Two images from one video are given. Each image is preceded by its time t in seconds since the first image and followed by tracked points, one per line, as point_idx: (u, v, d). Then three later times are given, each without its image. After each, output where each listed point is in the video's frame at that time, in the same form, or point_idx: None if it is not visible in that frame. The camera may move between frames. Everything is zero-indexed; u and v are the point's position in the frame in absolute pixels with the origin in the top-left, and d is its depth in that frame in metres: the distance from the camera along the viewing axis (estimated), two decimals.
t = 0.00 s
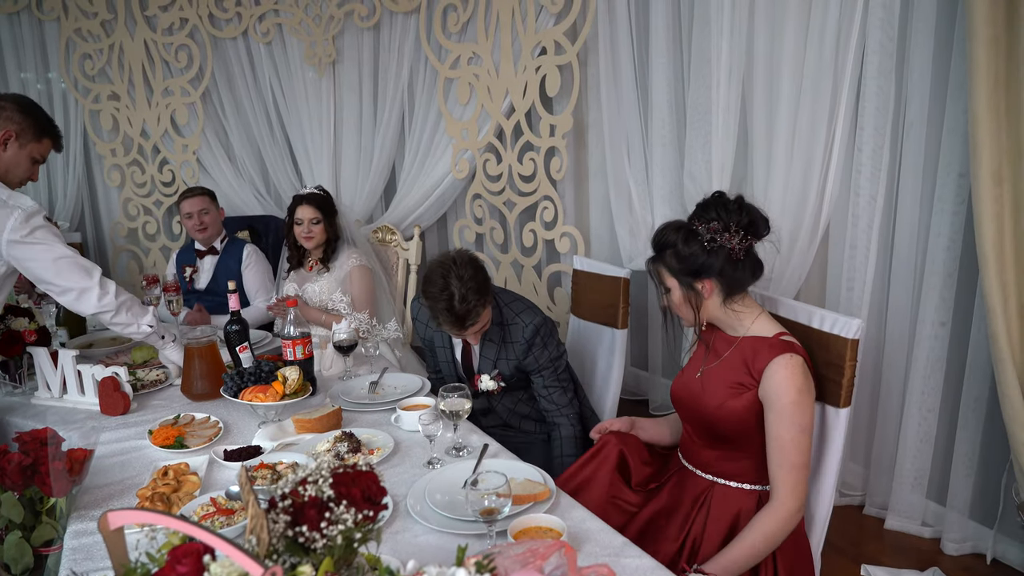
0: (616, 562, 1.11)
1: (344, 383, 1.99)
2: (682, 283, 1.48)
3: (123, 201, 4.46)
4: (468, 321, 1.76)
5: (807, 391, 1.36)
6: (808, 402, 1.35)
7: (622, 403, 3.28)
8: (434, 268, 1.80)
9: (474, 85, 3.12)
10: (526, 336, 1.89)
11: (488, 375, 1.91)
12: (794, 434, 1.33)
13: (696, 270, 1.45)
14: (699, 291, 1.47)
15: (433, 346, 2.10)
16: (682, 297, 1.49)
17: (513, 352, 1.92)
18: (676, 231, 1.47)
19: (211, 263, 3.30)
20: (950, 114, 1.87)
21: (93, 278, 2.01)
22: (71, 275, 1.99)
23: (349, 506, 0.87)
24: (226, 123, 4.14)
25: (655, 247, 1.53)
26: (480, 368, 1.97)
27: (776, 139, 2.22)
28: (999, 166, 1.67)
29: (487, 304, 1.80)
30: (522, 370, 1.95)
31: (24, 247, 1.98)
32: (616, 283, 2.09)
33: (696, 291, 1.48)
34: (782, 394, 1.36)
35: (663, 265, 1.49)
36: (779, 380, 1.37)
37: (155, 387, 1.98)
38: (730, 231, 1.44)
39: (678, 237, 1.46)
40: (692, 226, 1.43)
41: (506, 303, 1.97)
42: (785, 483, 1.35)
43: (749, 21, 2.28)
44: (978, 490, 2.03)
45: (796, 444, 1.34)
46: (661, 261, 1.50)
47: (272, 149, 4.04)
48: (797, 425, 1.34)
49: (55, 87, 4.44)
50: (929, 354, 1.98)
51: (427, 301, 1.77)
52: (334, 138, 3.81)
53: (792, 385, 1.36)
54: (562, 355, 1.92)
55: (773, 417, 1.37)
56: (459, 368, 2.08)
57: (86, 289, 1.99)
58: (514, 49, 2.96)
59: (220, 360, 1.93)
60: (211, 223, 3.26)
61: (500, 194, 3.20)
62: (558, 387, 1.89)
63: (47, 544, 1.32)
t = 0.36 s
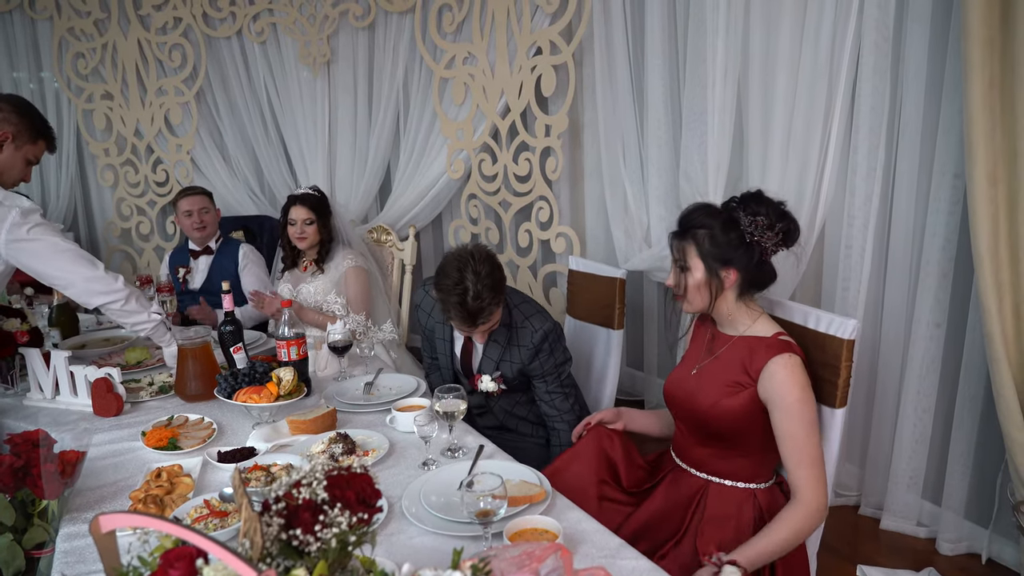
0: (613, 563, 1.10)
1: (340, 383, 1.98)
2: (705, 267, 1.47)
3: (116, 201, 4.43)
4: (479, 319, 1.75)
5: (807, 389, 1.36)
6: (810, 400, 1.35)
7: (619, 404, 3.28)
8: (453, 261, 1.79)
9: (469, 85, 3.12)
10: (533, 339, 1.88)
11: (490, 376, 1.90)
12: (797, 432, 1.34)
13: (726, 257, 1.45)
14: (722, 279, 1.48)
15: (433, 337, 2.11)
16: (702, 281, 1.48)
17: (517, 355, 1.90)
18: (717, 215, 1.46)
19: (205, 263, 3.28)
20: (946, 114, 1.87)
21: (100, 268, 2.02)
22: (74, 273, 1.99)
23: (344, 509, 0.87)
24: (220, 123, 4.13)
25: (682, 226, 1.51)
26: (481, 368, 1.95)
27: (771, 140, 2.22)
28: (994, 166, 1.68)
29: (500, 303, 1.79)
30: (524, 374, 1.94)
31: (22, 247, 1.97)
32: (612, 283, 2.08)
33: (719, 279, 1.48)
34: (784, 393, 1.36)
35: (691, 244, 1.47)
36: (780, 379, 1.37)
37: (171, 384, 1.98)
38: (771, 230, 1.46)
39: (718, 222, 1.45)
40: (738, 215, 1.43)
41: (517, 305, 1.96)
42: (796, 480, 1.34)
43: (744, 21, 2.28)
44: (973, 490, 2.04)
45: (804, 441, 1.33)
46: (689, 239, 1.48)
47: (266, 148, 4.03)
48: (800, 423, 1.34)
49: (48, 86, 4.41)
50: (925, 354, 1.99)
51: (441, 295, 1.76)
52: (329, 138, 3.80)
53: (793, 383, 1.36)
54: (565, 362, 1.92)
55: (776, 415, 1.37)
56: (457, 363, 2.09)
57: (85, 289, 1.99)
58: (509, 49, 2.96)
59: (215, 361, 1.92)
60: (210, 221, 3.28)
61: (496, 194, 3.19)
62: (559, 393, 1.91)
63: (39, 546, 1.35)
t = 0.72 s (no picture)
0: (613, 564, 1.10)
1: (338, 383, 1.98)
2: (706, 262, 1.43)
3: (114, 200, 4.42)
4: (490, 302, 1.74)
5: (795, 391, 1.34)
6: (799, 402, 1.33)
7: (618, 403, 3.27)
8: (464, 245, 1.76)
9: (468, 84, 3.11)
10: (545, 323, 1.88)
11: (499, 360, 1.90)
12: (790, 434, 1.31)
13: (729, 253, 1.41)
14: (722, 276, 1.44)
15: (438, 323, 2.10)
16: (699, 277, 1.44)
17: (527, 339, 1.89)
18: (723, 210, 1.43)
19: (203, 262, 3.28)
20: (947, 113, 1.87)
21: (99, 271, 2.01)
22: (75, 273, 1.98)
23: (343, 511, 0.86)
24: (219, 121, 4.12)
25: (684, 219, 1.48)
26: (489, 353, 1.94)
27: (771, 140, 2.21)
28: (996, 166, 1.67)
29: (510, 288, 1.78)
30: (533, 357, 1.93)
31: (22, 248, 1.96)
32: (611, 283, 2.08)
33: (719, 276, 1.44)
34: (771, 397, 1.34)
35: (693, 237, 1.44)
36: (766, 383, 1.35)
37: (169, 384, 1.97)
38: (775, 230, 1.44)
39: (723, 216, 1.43)
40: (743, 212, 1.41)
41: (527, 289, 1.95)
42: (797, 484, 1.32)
43: (744, 20, 2.27)
44: (974, 490, 2.03)
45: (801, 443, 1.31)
46: (691, 231, 1.44)
47: (265, 147, 4.02)
48: (792, 426, 1.32)
49: (46, 84, 4.40)
50: (925, 354, 1.98)
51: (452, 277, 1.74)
52: (327, 137, 3.79)
53: (779, 386, 1.34)
54: (575, 346, 1.92)
55: (767, 419, 1.35)
56: (462, 349, 2.08)
57: (88, 293, 1.99)
58: (509, 48, 2.95)
59: (213, 360, 1.91)
60: (204, 220, 3.25)
61: (495, 193, 3.18)
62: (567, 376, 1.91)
63: (37, 547, 1.26)
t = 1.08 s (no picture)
0: (611, 566, 1.09)
1: (335, 383, 1.97)
2: (632, 283, 1.30)
3: (111, 200, 4.40)
4: (478, 245, 1.80)
5: (731, 411, 1.25)
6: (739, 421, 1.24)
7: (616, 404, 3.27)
8: (451, 190, 1.78)
9: (466, 83, 3.10)
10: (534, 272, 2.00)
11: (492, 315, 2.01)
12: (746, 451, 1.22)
13: (657, 282, 1.29)
14: (648, 305, 1.31)
15: (424, 289, 2.15)
16: (622, 302, 1.31)
17: (519, 289, 2.01)
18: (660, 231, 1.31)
19: (199, 262, 3.27)
20: (945, 112, 1.87)
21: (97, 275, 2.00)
22: (76, 277, 1.97)
23: (340, 513, 0.85)
24: (216, 121, 4.11)
25: (617, 236, 1.34)
26: (482, 310, 2.03)
27: (769, 140, 2.21)
28: (994, 166, 1.67)
29: (493, 229, 1.82)
30: (525, 309, 2.05)
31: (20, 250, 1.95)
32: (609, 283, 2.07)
33: (644, 303, 1.31)
34: (709, 427, 1.25)
35: (622, 257, 1.30)
36: (697, 417, 1.26)
37: (165, 385, 1.96)
38: (709, 264, 1.36)
39: (659, 239, 1.30)
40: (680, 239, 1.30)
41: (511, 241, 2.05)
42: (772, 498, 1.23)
43: (742, 20, 2.27)
44: (972, 491, 2.03)
45: (763, 455, 1.21)
46: (621, 250, 1.31)
47: (261, 147, 4.01)
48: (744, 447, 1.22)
49: (43, 83, 4.39)
50: (924, 354, 1.98)
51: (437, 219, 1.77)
52: (325, 137, 3.78)
53: (715, 417, 1.24)
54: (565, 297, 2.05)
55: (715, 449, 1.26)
56: (451, 315, 2.15)
57: (87, 298, 1.98)
58: (506, 48, 2.95)
59: (210, 361, 1.90)
60: (196, 220, 3.23)
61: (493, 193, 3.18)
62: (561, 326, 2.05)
63: (31, 549, 1.24)
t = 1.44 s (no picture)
0: (611, 573, 1.09)
1: (334, 388, 1.97)
2: (530, 255, 1.30)
3: (110, 204, 4.40)
4: (432, 164, 1.97)
5: (624, 385, 1.21)
6: (633, 393, 1.19)
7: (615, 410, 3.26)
8: (405, 122, 1.98)
9: (466, 89, 3.11)
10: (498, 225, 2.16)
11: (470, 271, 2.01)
12: (642, 421, 1.18)
13: (556, 249, 1.27)
14: (548, 275, 1.30)
15: (396, 269, 2.17)
16: (527, 271, 1.31)
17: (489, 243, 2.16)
18: (558, 199, 1.30)
19: (198, 267, 3.27)
20: (944, 119, 1.87)
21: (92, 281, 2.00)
22: (73, 283, 1.97)
23: (340, 519, 0.85)
24: (215, 126, 4.11)
25: (518, 206, 1.34)
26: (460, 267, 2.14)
27: (769, 146, 2.21)
28: (994, 172, 1.68)
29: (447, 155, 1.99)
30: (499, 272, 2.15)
31: (19, 254, 1.95)
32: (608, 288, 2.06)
33: (544, 273, 1.30)
34: (600, 405, 1.21)
35: (520, 225, 1.31)
36: (589, 392, 1.23)
37: (164, 390, 1.96)
38: (609, 231, 1.32)
39: (557, 207, 1.29)
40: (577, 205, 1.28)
41: (473, 202, 2.22)
42: (680, 467, 1.20)
43: (742, 26, 2.28)
44: (972, 497, 2.03)
45: (660, 424, 1.17)
46: (522, 222, 1.31)
47: (261, 151, 4.01)
48: (638, 418, 1.18)
49: (43, 88, 4.40)
50: (923, 359, 1.98)
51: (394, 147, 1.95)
52: (324, 142, 3.78)
53: (607, 395, 1.20)
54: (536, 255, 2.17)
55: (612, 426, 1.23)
56: (427, 292, 2.20)
57: (81, 305, 1.98)
58: (506, 53, 2.97)
59: (209, 365, 1.90)
60: (194, 226, 3.23)
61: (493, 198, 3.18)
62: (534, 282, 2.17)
63: (29, 555, 1.22)
